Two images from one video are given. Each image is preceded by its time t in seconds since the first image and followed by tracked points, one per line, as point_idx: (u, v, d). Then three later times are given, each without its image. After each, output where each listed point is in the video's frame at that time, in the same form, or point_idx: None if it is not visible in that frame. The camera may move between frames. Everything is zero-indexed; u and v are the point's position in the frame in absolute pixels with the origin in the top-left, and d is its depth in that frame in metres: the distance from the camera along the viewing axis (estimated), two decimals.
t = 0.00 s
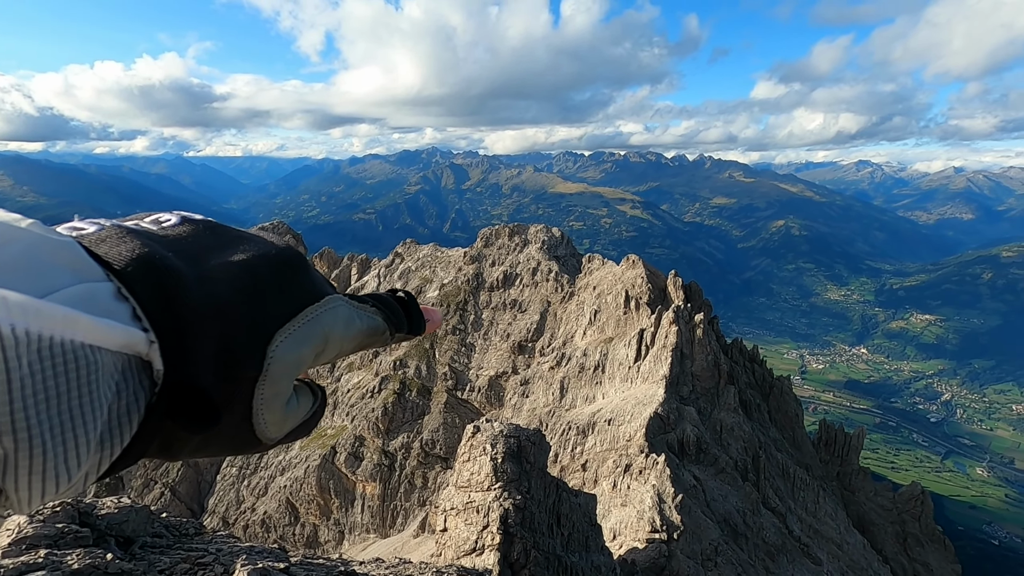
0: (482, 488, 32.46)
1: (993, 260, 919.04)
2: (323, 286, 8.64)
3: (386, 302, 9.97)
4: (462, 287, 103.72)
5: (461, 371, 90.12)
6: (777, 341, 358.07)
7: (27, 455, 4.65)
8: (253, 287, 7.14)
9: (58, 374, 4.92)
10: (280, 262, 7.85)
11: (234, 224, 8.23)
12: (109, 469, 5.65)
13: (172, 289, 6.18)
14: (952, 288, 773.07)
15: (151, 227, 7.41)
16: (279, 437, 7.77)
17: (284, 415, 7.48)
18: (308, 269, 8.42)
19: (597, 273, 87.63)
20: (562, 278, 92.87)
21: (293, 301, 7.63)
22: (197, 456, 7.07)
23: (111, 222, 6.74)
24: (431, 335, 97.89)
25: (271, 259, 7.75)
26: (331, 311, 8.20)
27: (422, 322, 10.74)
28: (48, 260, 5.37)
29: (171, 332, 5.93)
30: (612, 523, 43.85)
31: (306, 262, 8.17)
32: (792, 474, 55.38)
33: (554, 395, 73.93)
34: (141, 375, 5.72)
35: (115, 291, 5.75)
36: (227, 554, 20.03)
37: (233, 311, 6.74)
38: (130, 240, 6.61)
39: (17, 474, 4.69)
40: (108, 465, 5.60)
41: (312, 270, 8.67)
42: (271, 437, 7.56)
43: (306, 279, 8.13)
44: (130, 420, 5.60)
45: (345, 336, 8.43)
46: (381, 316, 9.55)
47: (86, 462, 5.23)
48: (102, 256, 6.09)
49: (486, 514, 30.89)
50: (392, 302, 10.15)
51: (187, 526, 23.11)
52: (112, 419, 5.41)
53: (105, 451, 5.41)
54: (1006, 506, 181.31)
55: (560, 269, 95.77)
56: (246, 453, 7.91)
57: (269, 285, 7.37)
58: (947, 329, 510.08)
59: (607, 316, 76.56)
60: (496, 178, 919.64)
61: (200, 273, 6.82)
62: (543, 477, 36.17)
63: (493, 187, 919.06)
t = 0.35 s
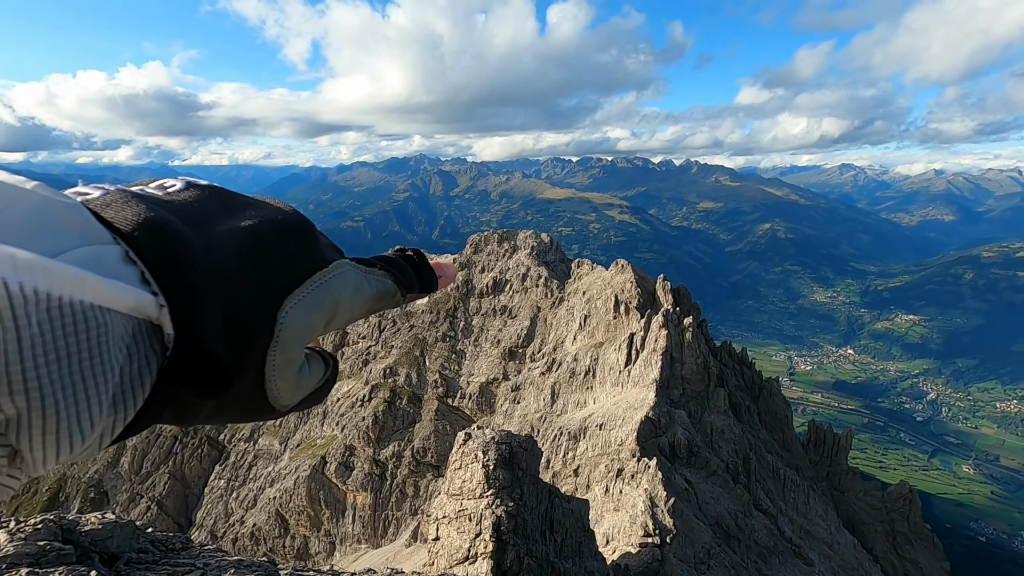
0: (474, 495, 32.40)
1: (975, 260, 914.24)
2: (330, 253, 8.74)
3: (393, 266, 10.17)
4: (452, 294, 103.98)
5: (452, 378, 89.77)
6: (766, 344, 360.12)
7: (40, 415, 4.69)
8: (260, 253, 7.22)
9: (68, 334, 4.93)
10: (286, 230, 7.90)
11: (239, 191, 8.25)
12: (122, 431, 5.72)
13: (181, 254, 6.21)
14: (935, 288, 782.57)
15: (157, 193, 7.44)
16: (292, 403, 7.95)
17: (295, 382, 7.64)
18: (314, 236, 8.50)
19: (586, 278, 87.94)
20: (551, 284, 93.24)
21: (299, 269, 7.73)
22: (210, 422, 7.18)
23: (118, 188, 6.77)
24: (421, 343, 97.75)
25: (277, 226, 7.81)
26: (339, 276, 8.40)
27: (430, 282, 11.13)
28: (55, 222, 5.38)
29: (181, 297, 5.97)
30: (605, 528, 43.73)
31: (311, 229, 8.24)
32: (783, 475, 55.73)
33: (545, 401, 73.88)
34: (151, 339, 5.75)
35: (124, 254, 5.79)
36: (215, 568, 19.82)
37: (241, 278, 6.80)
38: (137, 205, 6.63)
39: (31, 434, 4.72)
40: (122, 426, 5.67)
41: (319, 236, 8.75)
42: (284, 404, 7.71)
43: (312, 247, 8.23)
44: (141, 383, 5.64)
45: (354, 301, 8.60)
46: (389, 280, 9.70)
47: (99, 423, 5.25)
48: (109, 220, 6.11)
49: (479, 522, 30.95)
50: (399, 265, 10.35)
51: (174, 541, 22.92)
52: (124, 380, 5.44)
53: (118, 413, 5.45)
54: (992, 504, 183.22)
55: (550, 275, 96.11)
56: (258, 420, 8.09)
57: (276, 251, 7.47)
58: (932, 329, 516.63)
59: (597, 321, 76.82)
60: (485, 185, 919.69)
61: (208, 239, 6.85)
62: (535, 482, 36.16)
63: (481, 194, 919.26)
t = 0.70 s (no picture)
0: (468, 501, 32.29)
1: (959, 263, 919.36)
2: (331, 224, 8.64)
3: (397, 236, 10.16)
4: (444, 299, 104.05)
5: (444, 384, 89.28)
6: (756, 346, 362.17)
7: (33, 387, 4.52)
8: (256, 224, 7.08)
9: (61, 305, 4.72)
10: (284, 201, 7.79)
11: (235, 161, 8.07)
12: (119, 406, 5.57)
13: (174, 224, 6.06)
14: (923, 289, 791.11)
15: (151, 163, 7.28)
16: (297, 376, 7.90)
17: (299, 354, 7.60)
18: (314, 207, 8.37)
19: (578, 282, 88.09)
20: (543, 288, 93.37)
21: (299, 241, 7.60)
22: (213, 397, 7.12)
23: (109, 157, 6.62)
24: (414, 348, 97.57)
25: (274, 198, 7.69)
26: (341, 246, 8.28)
27: (438, 250, 11.22)
28: (42, 191, 5.23)
29: (175, 269, 5.80)
30: (600, 532, 43.57)
31: (309, 200, 8.09)
32: (775, 477, 56.00)
33: (538, 406, 73.77)
34: (149, 311, 5.58)
35: (115, 225, 5.63)
36: None
37: (237, 251, 6.65)
38: (130, 175, 6.47)
39: (24, 405, 4.53)
40: (119, 402, 5.52)
41: (318, 206, 8.63)
42: (288, 377, 7.68)
43: (311, 219, 8.12)
44: (137, 357, 5.50)
45: (357, 273, 8.53)
46: (391, 250, 9.69)
47: (94, 397, 5.08)
48: (101, 191, 5.93)
49: (472, 528, 30.57)
50: (402, 235, 10.34)
51: (163, 552, 22.73)
52: (119, 353, 5.29)
53: (114, 387, 5.31)
54: (980, 502, 185.13)
55: (542, 279, 96.28)
56: (263, 394, 8.08)
57: (274, 221, 7.33)
58: (919, 330, 522.48)
59: (589, 325, 76.94)
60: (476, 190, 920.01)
61: (204, 210, 6.70)
62: (528, 488, 36.24)
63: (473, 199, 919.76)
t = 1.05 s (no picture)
0: (464, 501, 32.19)
1: (955, 263, 920.67)
2: (332, 223, 8.68)
3: (398, 236, 10.21)
4: (440, 299, 104.17)
5: (441, 385, 89.14)
6: (752, 346, 363.02)
7: (34, 381, 4.50)
8: (257, 221, 7.10)
9: (62, 300, 4.71)
10: (286, 199, 7.82)
11: (236, 159, 8.10)
12: (120, 403, 5.58)
13: (176, 220, 6.06)
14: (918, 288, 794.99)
15: (153, 161, 7.29)
16: (297, 375, 7.93)
17: (299, 352, 7.62)
18: (315, 205, 8.40)
19: (575, 282, 88.15)
20: (540, 289, 93.48)
21: (301, 239, 7.64)
22: (214, 395, 7.12)
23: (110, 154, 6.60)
24: (411, 349, 97.58)
25: (276, 195, 7.71)
26: (342, 245, 8.31)
27: (437, 251, 11.24)
28: (44, 187, 5.23)
29: (177, 265, 5.81)
30: (597, 533, 43.40)
31: (310, 198, 8.12)
32: (771, 476, 56.17)
33: (534, 406, 73.81)
34: (150, 308, 5.60)
35: (117, 221, 5.63)
36: None
37: (239, 248, 6.67)
38: (131, 172, 6.47)
39: (24, 400, 4.51)
40: (120, 398, 5.53)
41: (319, 205, 8.66)
42: (289, 375, 7.71)
43: (312, 217, 8.15)
44: (138, 353, 5.51)
45: (357, 271, 8.58)
46: (392, 250, 9.72)
47: (95, 392, 5.06)
48: (102, 187, 5.94)
49: (469, 528, 30.56)
50: (403, 235, 10.39)
51: (158, 554, 22.70)
52: (121, 348, 5.29)
53: (116, 383, 5.30)
54: (975, 502, 185.99)
55: (538, 280, 96.41)
56: (264, 393, 8.10)
57: (275, 219, 7.39)
58: (915, 330, 524.39)
59: (586, 326, 77.04)
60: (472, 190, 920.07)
61: (205, 208, 6.73)
62: (524, 488, 36.40)
63: (469, 200, 919.70)
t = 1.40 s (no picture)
0: (461, 503, 32.13)
1: (949, 264, 915.26)
2: (332, 233, 8.68)
3: (396, 246, 10.23)
4: (437, 301, 104.34)
5: (437, 386, 89.04)
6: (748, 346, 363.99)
7: (37, 394, 4.47)
8: (257, 232, 7.10)
9: (65, 312, 4.70)
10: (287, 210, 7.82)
11: (236, 170, 8.11)
12: (121, 413, 5.57)
13: (177, 231, 6.06)
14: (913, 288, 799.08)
15: (154, 172, 7.27)
16: (296, 385, 7.93)
17: (298, 362, 7.61)
18: (315, 215, 8.41)
19: (571, 283, 88.19)
20: (536, 289, 93.58)
21: (301, 249, 7.64)
22: (212, 405, 7.10)
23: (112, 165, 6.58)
24: (407, 350, 97.53)
25: (276, 205, 7.72)
26: (341, 255, 8.33)
27: (435, 261, 11.23)
28: (47, 198, 5.22)
29: (179, 276, 5.81)
30: (593, 533, 43.08)
31: (310, 207, 8.14)
32: (767, 477, 56.29)
33: (531, 407, 73.81)
34: (151, 319, 5.57)
35: (119, 233, 5.62)
36: None
37: (240, 258, 6.67)
38: (132, 184, 6.47)
39: (26, 412, 4.48)
40: (121, 409, 5.51)
41: (319, 215, 8.67)
42: (288, 386, 7.70)
43: (312, 226, 8.15)
44: (140, 364, 5.48)
45: (357, 281, 8.59)
46: (391, 259, 9.72)
47: (97, 404, 5.05)
48: (104, 199, 5.92)
49: (466, 529, 30.57)
50: (402, 244, 10.41)
51: (154, 556, 22.60)
52: (122, 360, 5.27)
53: (117, 395, 5.29)
54: (970, 501, 186.71)
55: (535, 281, 96.48)
56: (262, 403, 8.07)
57: (276, 230, 7.38)
58: (910, 331, 526.19)
59: (582, 326, 77.18)
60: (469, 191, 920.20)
61: (206, 218, 6.72)
62: (521, 489, 36.32)
63: (466, 201, 919.57)
